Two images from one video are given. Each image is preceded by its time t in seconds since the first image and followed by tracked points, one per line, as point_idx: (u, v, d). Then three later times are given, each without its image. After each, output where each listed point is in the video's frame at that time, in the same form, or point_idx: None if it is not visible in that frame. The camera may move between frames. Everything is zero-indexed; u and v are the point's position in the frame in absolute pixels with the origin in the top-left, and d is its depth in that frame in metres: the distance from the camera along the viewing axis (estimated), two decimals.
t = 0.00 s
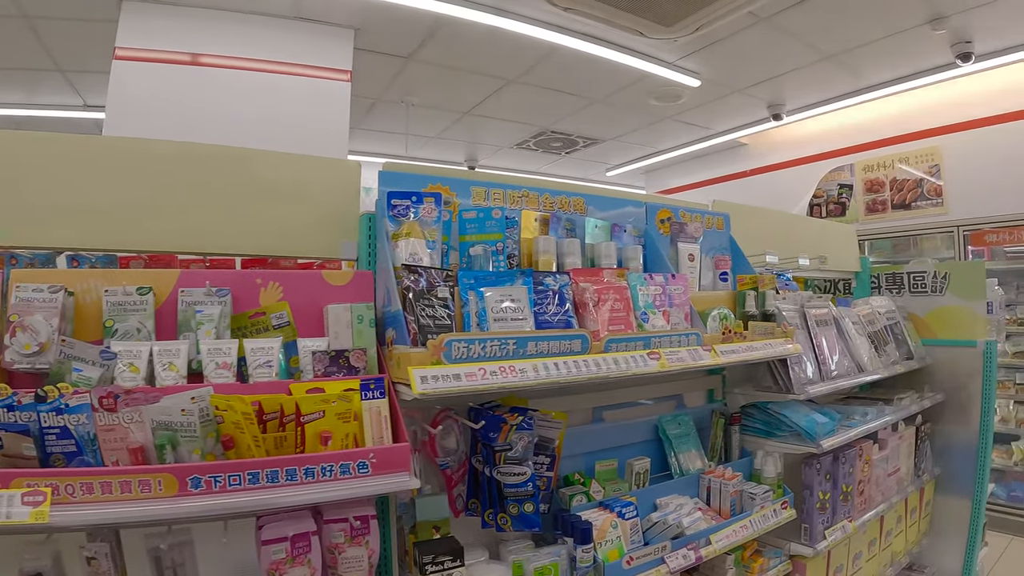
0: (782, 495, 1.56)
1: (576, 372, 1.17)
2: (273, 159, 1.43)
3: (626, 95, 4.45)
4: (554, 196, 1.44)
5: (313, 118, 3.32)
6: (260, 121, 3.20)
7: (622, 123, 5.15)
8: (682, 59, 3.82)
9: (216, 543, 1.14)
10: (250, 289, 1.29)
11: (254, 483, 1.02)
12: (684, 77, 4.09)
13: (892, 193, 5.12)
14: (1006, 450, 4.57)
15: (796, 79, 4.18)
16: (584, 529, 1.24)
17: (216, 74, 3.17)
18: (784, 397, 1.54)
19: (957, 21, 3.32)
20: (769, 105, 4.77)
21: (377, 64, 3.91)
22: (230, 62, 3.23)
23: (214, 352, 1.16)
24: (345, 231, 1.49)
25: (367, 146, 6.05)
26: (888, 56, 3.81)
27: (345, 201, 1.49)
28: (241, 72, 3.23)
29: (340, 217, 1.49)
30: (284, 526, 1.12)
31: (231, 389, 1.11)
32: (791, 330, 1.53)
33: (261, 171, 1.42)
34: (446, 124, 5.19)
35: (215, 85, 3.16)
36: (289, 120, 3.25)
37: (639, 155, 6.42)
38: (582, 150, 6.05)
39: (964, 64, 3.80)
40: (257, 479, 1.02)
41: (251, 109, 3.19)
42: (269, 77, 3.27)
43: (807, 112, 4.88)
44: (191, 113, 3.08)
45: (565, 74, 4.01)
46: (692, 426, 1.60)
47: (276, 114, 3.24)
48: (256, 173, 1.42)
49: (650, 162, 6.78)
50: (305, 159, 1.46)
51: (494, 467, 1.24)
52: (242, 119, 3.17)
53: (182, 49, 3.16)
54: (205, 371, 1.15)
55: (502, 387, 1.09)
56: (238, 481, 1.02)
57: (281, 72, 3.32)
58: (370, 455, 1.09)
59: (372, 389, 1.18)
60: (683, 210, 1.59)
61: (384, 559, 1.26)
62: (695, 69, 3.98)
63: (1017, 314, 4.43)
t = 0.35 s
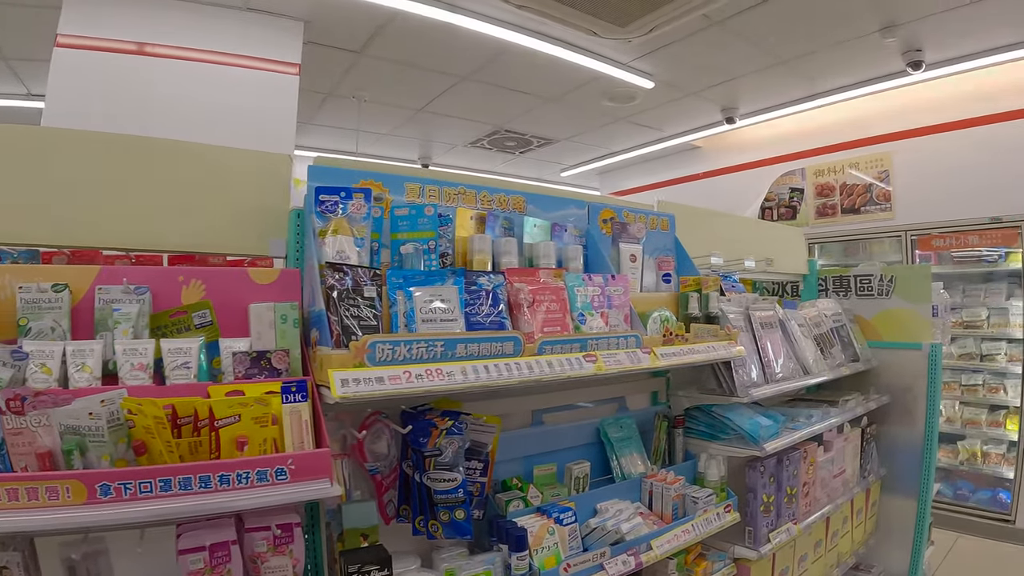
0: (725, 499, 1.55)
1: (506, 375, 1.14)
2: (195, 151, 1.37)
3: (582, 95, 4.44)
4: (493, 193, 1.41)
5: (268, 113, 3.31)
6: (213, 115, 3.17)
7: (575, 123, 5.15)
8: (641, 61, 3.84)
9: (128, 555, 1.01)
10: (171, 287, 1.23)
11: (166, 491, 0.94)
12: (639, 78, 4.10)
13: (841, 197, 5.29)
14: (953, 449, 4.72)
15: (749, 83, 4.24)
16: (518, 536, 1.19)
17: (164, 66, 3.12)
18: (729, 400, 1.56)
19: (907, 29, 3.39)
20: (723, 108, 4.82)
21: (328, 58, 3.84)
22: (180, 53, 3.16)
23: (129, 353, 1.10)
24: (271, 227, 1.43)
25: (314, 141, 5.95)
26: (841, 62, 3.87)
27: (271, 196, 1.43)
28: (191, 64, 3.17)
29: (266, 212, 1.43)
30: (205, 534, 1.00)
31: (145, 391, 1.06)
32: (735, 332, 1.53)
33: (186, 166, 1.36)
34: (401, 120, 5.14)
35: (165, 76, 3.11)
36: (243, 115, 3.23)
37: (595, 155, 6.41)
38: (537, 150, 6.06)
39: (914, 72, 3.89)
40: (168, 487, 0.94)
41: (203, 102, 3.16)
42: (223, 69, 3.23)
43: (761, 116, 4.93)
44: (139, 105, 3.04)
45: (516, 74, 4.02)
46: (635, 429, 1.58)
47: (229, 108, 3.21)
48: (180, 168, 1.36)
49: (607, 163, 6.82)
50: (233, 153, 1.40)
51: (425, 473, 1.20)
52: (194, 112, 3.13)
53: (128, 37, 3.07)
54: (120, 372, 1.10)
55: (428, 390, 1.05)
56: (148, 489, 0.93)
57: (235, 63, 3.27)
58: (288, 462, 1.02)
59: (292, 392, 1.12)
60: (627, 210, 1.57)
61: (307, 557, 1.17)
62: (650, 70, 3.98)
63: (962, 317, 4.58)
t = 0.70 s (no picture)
0: (668, 503, 1.53)
1: (433, 377, 1.08)
2: (111, 135, 1.31)
3: (534, 93, 4.43)
4: (427, 186, 1.38)
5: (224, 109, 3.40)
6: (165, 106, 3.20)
7: (527, 122, 5.17)
8: (601, 61, 3.86)
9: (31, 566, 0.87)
10: (82, 280, 1.14)
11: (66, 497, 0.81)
12: (591, 78, 4.10)
13: (791, 201, 5.39)
14: (897, 449, 4.85)
15: (701, 86, 4.30)
16: (450, 543, 1.14)
17: (117, 53, 3.10)
18: (672, 403, 1.52)
19: (858, 36, 3.47)
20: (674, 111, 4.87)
21: (275, 47, 3.76)
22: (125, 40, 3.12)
23: (33, 350, 0.99)
24: (192, 217, 1.36)
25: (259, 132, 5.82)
26: (792, 67, 3.94)
27: (193, 185, 1.36)
28: (136, 53, 3.14)
29: (188, 202, 1.36)
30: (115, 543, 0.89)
31: (47, 390, 0.96)
32: (677, 333, 1.52)
33: (101, 152, 1.30)
34: (352, 115, 5.07)
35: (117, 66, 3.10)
36: (198, 110, 3.30)
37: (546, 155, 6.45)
38: (489, 148, 6.06)
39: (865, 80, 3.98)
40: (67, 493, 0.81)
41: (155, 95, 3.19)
42: (180, 62, 3.26)
43: (710, 120, 5.02)
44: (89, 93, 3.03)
45: (471, 69, 3.99)
46: (575, 432, 1.56)
47: (184, 100, 3.27)
48: (94, 153, 1.29)
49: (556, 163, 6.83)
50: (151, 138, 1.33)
51: (349, 479, 1.14)
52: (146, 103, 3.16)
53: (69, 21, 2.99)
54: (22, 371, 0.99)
55: (346, 392, 0.99)
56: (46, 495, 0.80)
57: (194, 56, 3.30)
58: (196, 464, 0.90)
59: (205, 394, 1.04)
60: (570, 208, 1.58)
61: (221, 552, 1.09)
62: (603, 70, 4.00)
63: (908, 320, 4.71)
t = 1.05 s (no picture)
0: (614, 507, 1.48)
1: (358, 376, 1.00)
2: (10, 111, 1.19)
3: (486, 87, 4.40)
4: (360, 174, 1.32)
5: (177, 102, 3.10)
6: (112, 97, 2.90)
7: (478, 118, 5.15)
8: (561, 57, 3.85)
9: None
10: None
11: None
12: (546, 74, 4.09)
13: (743, 202, 5.47)
14: (845, 448, 4.96)
15: (657, 85, 4.33)
16: (379, 555, 1.05)
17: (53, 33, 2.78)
18: (617, 404, 1.48)
19: (811, 39, 3.53)
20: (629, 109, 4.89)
21: (219, 32, 3.63)
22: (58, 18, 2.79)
23: None
24: (108, 203, 1.27)
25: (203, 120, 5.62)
26: (747, 67, 3.99)
27: (110, 169, 1.27)
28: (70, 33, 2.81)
29: (101, 186, 1.26)
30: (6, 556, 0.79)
31: None
32: (624, 331, 1.49)
33: None
34: (301, 105, 4.95)
35: (61, 49, 2.80)
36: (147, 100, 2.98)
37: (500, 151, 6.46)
38: (440, 143, 6.02)
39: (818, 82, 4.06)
40: None
41: (106, 84, 2.90)
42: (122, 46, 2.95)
43: (665, 119, 5.07)
44: (28, 77, 2.71)
45: (427, 61, 3.93)
46: (518, 434, 1.52)
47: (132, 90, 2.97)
48: None
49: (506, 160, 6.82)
50: (60, 114, 1.22)
51: (269, 487, 1.06)
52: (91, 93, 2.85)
53: None
54: None
55: (260, 393, 0.90)
56: None
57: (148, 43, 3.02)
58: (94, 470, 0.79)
59: (108, 393, 0.94)
60: (513, 200, 1.54)
61: (133, 562, 1.09)
62: (558, 66, 3.99)
63: (857, 321, 4.81)
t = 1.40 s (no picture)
0: (565, 515, 1.40)
1: (276, 378, 0.90)
2: None
3: (443, 78, 4.33)
4: (289, 155, 1.25)
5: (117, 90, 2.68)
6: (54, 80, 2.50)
7: (434, 109, 5.08)
8: (521, 48, 3.80)
9: None
10: None
11: None
12: (505, 65, 4.04)
13: (701, 200, 5.51)
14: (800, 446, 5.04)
15: (618, 80, 4.33)
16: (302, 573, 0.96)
17: None
18: (567, 404, 1.42)
19: (772, 36, 3.57)
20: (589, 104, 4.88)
21: (163, 12, 3.46)
22: None
23: None
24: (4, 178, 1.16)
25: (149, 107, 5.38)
26: (708, 64, 4.01)
27: (9, 141, 1.16)
28: None
29: None
30: None
31: None
32: (575, 328, 1.43)
33: None
34: (252, 92, 4.79)
35: None
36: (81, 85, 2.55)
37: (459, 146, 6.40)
38: (397, 135, 5.92)
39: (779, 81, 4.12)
40: None
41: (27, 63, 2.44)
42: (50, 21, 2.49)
43: (625, 116, 5.09)
44: None
45: (385, 50, 3.84)
46: (462, 437, 1.44)
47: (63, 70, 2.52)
48: None
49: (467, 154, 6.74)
50: None
51: (178, 499, 0.95)
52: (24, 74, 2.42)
53: None
54: None
55: (160, 395, 0.79)
56: None
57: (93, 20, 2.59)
58: None
59: None
60: (457, 187, 1.51)
61: None
62: (517, 57, 3.95)
63: (814, 321, 4.89)
